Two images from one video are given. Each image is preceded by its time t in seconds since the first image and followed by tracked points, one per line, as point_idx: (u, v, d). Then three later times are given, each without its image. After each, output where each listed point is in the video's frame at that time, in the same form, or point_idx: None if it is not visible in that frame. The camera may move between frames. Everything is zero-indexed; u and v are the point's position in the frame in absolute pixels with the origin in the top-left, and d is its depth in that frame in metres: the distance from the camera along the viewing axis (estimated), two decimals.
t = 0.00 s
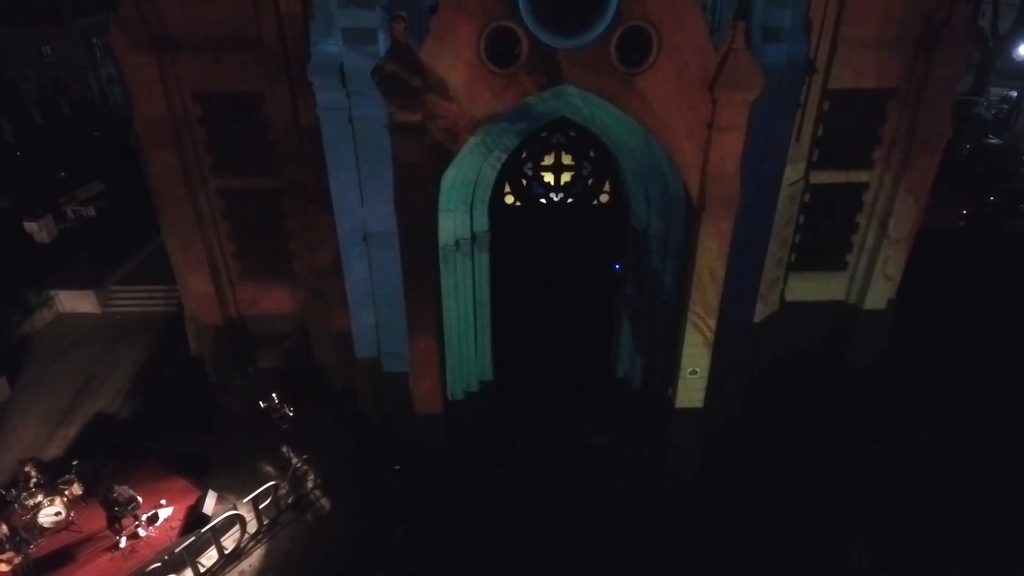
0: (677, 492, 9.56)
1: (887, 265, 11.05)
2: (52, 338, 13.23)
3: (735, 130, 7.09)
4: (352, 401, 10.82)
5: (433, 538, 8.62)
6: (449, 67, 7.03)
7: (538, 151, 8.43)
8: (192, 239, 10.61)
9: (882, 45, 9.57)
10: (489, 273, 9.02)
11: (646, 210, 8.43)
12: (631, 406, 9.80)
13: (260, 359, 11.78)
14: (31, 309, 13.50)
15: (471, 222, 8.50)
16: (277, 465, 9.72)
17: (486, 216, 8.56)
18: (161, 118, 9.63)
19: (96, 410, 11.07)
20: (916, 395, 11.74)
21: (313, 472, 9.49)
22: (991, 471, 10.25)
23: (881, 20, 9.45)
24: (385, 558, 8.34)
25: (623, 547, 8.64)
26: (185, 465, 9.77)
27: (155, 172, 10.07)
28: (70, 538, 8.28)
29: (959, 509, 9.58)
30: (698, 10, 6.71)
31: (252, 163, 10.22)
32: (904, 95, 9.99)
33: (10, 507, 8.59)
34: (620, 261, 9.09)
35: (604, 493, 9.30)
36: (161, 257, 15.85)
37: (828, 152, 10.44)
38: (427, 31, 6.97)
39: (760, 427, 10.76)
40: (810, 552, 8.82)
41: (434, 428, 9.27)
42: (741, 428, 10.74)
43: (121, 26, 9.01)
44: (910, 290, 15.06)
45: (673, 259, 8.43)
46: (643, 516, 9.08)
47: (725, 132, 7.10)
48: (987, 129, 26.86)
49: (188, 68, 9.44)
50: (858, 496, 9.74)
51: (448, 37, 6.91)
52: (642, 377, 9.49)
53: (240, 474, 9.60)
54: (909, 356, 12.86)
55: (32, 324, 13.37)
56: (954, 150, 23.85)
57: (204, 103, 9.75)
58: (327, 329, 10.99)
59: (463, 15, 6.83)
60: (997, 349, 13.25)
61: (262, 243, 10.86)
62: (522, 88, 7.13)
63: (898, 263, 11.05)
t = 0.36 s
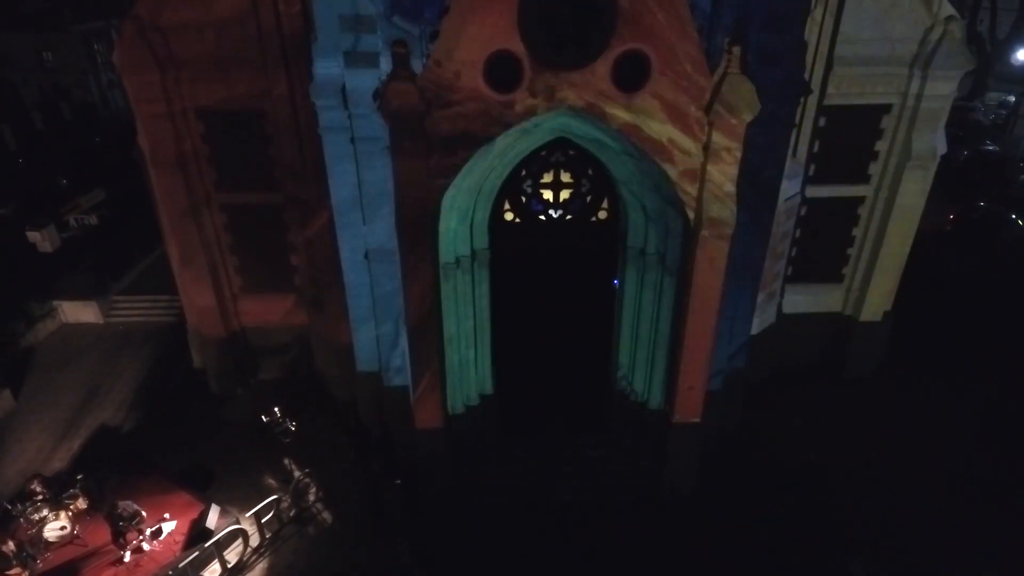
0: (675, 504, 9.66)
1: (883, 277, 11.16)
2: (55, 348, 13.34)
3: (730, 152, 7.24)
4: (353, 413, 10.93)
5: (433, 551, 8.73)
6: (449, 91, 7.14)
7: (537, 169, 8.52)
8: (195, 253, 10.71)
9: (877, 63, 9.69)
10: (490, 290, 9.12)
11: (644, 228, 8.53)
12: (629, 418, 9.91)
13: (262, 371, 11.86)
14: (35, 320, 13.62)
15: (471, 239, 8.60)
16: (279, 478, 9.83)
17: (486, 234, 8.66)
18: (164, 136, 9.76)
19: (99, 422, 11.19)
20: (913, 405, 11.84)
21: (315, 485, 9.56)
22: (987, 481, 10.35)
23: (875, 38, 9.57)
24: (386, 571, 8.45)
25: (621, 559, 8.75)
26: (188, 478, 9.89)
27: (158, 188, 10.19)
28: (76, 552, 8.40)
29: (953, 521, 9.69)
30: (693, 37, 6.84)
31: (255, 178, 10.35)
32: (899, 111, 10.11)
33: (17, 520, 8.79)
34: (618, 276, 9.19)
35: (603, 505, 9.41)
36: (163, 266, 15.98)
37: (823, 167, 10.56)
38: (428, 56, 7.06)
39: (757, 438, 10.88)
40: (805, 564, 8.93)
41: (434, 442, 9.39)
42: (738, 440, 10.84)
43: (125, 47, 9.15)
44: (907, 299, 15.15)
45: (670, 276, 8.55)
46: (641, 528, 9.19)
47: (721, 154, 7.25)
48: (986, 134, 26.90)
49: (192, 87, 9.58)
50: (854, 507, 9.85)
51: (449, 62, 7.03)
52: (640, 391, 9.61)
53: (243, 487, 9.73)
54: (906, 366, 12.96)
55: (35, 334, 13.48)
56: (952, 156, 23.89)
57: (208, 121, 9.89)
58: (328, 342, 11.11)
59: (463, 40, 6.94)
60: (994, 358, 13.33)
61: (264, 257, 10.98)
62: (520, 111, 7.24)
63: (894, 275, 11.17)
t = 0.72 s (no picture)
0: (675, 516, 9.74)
1: (880, 289, 11.26)
2: (58, 359, 13.44)
3: (726, 173, 7.36)
4: (355, 424, 11.02)
5: (435, 563, 8.81)
6: (450, 113, 7.22)
7: (537, 186, 8.62)
8: (198, 266, 10.81)
9: (873, 79, 9.79)
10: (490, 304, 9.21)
11: (642, 244, 8.63)
12: (629, 431, 10.00)
13: (264, 381, 11.96)
14: (38, 331, 13.72)
15: (471, 256, 8.69)
16: (281, 489, 9.92)
17: (486, 250, 8.77)
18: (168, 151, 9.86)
19: (103, 433, 11.28)
20: (911, 415, 11.92)
21: (317, 496, 9.65)
22: (985, 492, 10.41)
23: (871, 55, 9.67)
24: None
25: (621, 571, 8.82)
26: (191, 490, 9.99)
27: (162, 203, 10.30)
28: (81, 565, 8.59)
29: (950, 532, 9.77)
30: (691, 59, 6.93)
31: (257, 193, 10.44)
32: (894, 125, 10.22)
33: (23, 534, 8.92)
34: (617, 291, 9.28)
35: (603, 517, 9.49)
36: (165, 275, 16.09)
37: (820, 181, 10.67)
38: (429, 77, 7.13)
39: (755, 449, 10.96)
40: None
41: (435, 454, 9.47)
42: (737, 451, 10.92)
43: (129, 65, 9.27)
44: (905, 308, 15.24)
45: (668, 292, 8.64)
46: (641, 539, 9.27)
47: (718, 174, 7.36)
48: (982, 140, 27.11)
49: (195, 103, 9.68)
50: (851, 518, 9.93)
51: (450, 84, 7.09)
52: (639, 404, 9.70)
53: (245, 499, 9.81)
54: (904, 375, 13.04)
55: (38, 344, 13.58)
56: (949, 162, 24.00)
57: (211, 137, 9.99)
58: (330, 354, 11.20)
59: (463, 62, 7.02)
60: (992, 366, 13.41)
61: (267, 269, 11.07)
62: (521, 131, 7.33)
63: (891, 286, 11.27)
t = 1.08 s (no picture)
0: (675, 527, 9.79)
1: (877, 300, 11.34)
2: (61, 369, 13.51)
3: (724, 192, 7.45)
4: (356, 435, 11.10)
5: None
6: (451, 134, 7.30)
7: (537, 203, 8.70)
8: (200, 279, 10.87)
9: (870, 95, 9.88)
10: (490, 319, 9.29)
11: (641, 260, 8.70)
12: (628, 443, 10.07)
13: (267, 392, 12.04)
14: (41, 341, 13.78)
15: (472, 271, 8.76)
16: (283, 502, 9.99)
17: (487, 266, 8.85)
18: (171, 166, 9.95)
19: (106, 444, 11.36)
20: (909, 425, 11.99)
21: (319, 509, 9.70)
22: (983, 502, 10.47)
23: (869, 71, 9.74)
24: None
25: None
26: (194, 502, 10.05)
27: (165, 216, 10.37)
28: None
29: (949, 542, 9.81)
30: (689, 82, 7.02)
31: (259, 206, 10.53)
32: (891, 140, 10.33)
33: (27, 548, 9.00)
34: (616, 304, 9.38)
35: (602, 529, 9.55)
36: (167, 284, 16.17)
37: (818, 194, 10.76)
38: (431, 98, 7.21)
39: (754, 459, 11.01)
40: None
41: (436, 467, 9.55)
42: (736, 462, 10.97)
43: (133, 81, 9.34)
44: (904, 316, 15.32)
45: (667, 307, 8.73)
46: (641, 551, 9.32)
47: (716, 193, 7.48)
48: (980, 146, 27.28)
49: (199, 119, 9.78)
50: (851, 529, 9.96)
51: (450, 106, 7.16)
52: (639, 417, 9.79)
53: (248, 511, 9.89)
54: (903, 384, 13.10)
55: (41, 355, 13.65)
56: (947, 168, 24.09)
57: (214, 151, 10.08)
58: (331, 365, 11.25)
59: (464, 87, 7.06)
60: (990, 375, 13.48)
61: (269, 280, 11.14)
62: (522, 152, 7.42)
63: (889, 298, 11.35)
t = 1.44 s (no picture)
0: (672, 539, 9.87)
1: (873, 312, 11.44)
2: (64, 379, 13.62)
3: (720, 211, 7.56)
4: (357, 446, 11.19)
5: None
6: (451, 155, 7.44)
7: (536, 219, 8.81)
8: (203, 292, 10.99)
9: (864, 112, 10.01)
10: (490, 333, 9.39)
11: (640, 274, 8.70)
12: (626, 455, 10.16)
13: (269, 401, 12.14)
14: (44, 350, 13.87)
15: (471, 285, 8.77)
16: (286, 513, 10.09)
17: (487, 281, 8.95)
18: (175, 181, 10.07)
19: (109, 455, 11.47)
20: (906, 435, 12.08)
21: (319, 518, 9.70)
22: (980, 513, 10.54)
23: (864, 87, 9.86)
24: None
25: None
26: (197, 514, 10.18)
27: (167, 230, 10.48)
28: None
29: (945, 553, 9.90)
30: (683, 106, 7.18)
31: (261, 220, 10.66)
32: (886, 156, 10.46)
33: (32, 560, 9.13)
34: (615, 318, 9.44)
35: (601, 541, 9.63)
36: (168, 292, 16.28)
37: (813, 208, 10.87)
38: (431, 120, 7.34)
39: (751, 469, 11.11)
40: None
41: (436, 479, 9.66)
42: (734, 472, 11.05)
43: (136, 99, 9.47)
44: (901, 325, 15.42)
45: (665, 322, 8.77)
46: (638, 563, 9.42)
47: (711, 213, 7.61)
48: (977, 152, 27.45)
49: (202, 136, 9.91)
50: (847, 540, 10.04)
51: (451, 128, 7.29)
52: (638, 430, 9.78)
53: (251, 523, 10.00)
54: (900, 393, 13.18)
55: (43, 364, 13.75)
56: (945, 174, 24.21)
57: (217, 167, 10.23)
58: (332, 377, 11.34)
59: (463, 109, 7.19)
60: (986, 383, 13.58)
61: (270, 293, 11.25)
62: (520, 172, 7.55)
63: (885, 310, 11.45)
